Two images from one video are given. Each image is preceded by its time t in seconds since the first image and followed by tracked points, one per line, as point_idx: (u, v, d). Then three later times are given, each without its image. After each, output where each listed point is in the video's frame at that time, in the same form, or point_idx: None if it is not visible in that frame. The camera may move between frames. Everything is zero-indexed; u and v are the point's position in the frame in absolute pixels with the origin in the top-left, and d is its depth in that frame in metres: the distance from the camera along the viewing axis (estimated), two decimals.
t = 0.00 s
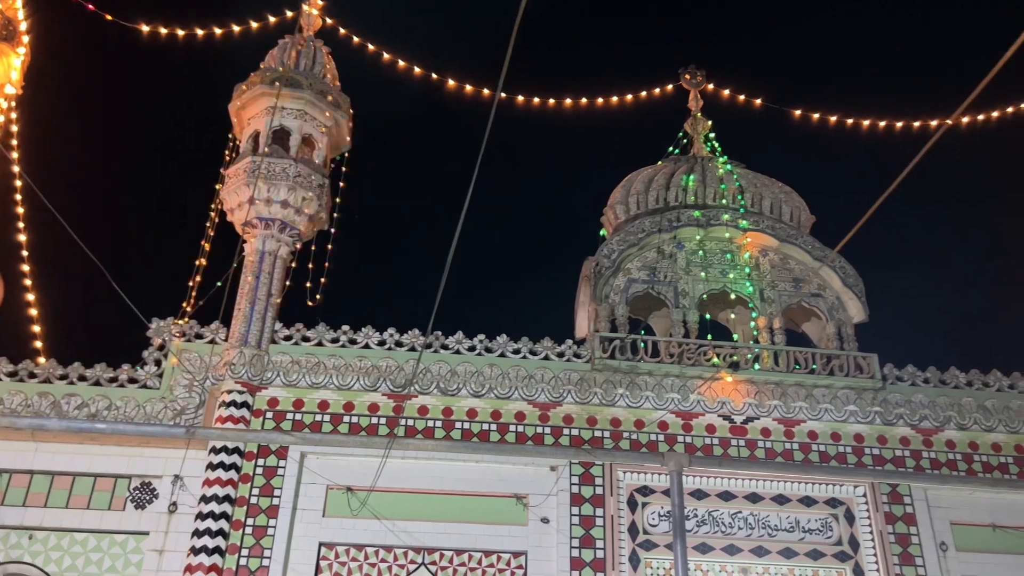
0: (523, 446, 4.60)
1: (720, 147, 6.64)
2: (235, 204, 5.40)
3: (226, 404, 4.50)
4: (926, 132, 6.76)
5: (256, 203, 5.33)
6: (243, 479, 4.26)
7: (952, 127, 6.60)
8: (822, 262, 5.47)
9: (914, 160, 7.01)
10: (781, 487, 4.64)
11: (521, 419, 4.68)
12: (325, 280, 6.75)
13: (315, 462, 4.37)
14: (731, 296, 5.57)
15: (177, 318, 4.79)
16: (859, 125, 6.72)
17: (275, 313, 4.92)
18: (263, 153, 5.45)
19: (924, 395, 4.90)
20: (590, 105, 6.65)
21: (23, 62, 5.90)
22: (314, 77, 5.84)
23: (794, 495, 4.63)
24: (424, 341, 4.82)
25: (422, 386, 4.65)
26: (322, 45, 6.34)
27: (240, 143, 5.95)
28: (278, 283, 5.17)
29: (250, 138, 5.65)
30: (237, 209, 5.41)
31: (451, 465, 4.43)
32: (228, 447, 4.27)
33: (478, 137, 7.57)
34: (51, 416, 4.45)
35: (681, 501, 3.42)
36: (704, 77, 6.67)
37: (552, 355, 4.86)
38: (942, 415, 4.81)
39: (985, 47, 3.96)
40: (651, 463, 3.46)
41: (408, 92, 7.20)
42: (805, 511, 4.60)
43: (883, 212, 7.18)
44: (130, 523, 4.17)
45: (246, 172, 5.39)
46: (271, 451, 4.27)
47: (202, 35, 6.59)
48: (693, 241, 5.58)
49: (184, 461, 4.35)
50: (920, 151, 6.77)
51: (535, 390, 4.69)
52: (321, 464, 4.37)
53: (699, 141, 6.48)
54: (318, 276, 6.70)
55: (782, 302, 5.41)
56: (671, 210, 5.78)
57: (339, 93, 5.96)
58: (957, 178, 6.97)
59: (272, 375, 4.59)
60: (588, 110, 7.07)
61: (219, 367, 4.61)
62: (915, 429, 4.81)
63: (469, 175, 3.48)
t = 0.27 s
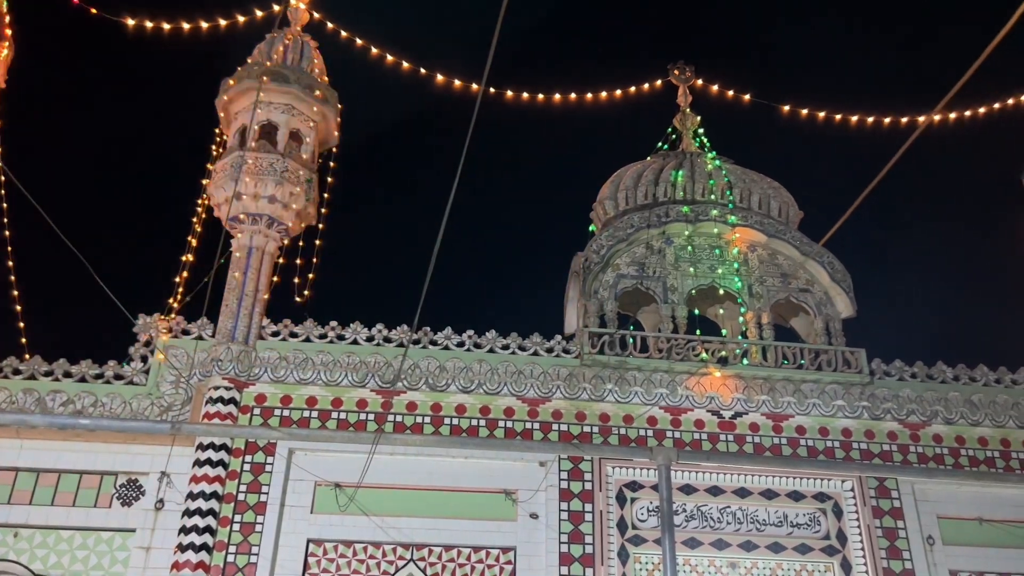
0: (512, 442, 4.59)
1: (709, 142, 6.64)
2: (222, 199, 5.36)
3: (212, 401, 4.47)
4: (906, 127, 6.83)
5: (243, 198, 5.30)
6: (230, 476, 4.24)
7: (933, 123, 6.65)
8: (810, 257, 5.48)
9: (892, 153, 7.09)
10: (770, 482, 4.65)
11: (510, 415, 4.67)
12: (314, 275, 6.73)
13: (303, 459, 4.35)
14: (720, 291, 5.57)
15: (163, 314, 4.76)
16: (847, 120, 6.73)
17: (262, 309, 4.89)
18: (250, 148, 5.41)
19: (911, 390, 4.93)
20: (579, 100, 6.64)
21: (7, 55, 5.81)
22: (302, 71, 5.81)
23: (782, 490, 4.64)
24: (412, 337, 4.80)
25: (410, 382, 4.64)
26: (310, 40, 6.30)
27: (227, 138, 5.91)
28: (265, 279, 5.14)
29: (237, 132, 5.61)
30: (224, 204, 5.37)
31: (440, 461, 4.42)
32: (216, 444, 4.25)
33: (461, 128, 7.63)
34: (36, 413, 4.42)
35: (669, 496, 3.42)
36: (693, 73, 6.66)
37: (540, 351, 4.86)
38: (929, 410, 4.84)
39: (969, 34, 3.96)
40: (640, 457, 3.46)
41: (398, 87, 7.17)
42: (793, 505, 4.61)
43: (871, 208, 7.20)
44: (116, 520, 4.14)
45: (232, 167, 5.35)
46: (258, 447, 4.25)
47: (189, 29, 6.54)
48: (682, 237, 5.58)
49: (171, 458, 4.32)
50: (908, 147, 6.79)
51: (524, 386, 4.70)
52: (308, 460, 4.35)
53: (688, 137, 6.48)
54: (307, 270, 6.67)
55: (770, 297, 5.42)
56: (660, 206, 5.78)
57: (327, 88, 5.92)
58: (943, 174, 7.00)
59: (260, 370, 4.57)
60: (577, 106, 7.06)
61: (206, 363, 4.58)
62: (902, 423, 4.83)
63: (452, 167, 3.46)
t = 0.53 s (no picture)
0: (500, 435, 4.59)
1: (699, 135, 6.63)
2: (208, 191, 5.31)
3: (199, 394, 4.45)
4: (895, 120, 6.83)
5: (229, 190, 5.25)
6: (217, 469, 4.21)
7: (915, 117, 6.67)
8: (798, 251, 5.49)
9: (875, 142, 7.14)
10: (758, 474, 4.65)
11: (499, 408, 4.67)
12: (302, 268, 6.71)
13: (290, 452, 4.32)
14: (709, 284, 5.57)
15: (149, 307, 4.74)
16: (836, 113, 6.73)
17: (249, 301, 4.87)
18: (236, 139, 5.37)
19: (900, 382, 4.93)
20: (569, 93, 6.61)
21: None
22: (290, 62, 5.76)
23: (770, 482, 4.64)
24: (401, 330, 4.77)
25: (398, 375, 4.60)
26: (298, 31, 6.25)
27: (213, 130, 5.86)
28: (253, 271, 5.11)
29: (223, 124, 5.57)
30: (210, 196, 5.33)
31: (428, 454, 4.40)
32: (202, 437, 4.22)
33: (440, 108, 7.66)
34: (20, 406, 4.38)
35: (655, 487, 3.41)
36: (682, 66, 6.64)
37: (529, 344, 4.83)
38: (918, 402, 4.85)
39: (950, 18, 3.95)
40: (625, 448, 3.45)
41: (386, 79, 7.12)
42: (782, 498, 4.62)
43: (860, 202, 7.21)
44: (101, 514, 4.11)
45: (218, 159, 5.30)
46: (245, 440, 4.22)
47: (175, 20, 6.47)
48: (671, 230, 5.57)
49: (158, 451, 4.29)
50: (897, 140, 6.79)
51: (514, 378, 4.66)
52: (295, 453, 4.32)
53: (678, 129, 6.46)
54: (294, 262, 6.62)
55: (759, 290, 5.42)
56: (649, 198, 5.76)
57: (314, 80, 5.88)
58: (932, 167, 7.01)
59: (246, 364, 4.49)
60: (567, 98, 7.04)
61: (192, 356, 4.53)
62: (891, 416, 4.84)
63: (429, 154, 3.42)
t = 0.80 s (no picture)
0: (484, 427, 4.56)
1: (685, 129, 6.62)
2: (190, 180, 5.25)
3: (180, 385, 4.40)
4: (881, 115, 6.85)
5: (211, 180, 5.19)
6: (197, 462, 4.17)
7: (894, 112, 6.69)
8: (784, 244, 5.48)
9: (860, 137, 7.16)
10: (742, 467, 4.65)
11: (483, 400, 4.64)
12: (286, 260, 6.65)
13: (272, 444, 4.29)
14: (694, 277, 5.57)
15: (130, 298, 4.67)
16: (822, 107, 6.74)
17: (231, 292, 4.82)
18: (219, 129, 5.31)
19: (883, 375, 4.95)
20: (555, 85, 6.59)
21: None
22: (274, 52, 5.70)
23: (754, 476, 4.65)
24: (385, 323, 4.74)
25: (382, 367, 4.59)
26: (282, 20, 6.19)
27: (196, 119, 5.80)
28: (235, 263, 5.06)
29: (206, 113, 5.51)
30: (192, 185, 5.27)
31: (412, 447, 4.37)
32: (183, 429, 4.18)
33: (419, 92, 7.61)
34: None
35: (637, 478, 3.40)
36: (669, 59, 6.62)
37: (514, 336, 4.81)
38: (901, 396, 4.86)
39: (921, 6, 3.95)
40: (608, 439, 3.43)
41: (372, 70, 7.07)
42: (765, 491, 4.63)
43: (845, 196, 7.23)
44: (79, 506, 4.06)
45: (201, 148, 5.24)
46: (227, 432, 4.19)
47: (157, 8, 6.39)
48: (656, 223, 5.57)
49: (138, 444, 4.25)
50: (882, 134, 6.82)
51: (497, 370, 4.66)
52: (277, 446, 4.29)
53: (664, 122, 6.45)
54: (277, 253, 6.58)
55: (744, 284, 5.42)
56: (635, 191, 5.75)
57: (299, 69, 5.82)
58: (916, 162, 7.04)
59: (228, 356, 4.49)
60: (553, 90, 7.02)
61: (173, 348, 4.50)
62: (874, 409, 4.86)
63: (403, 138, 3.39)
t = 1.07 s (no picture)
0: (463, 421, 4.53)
1: (667, 125, 6.62)
2: (167, 168, 5.17)
3: (154, 376, 4.34)
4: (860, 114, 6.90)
5: (188, 168, 5.12)
6: (171, 454, 4.12)
7: (872, 111, 6.74)
8: (763, 241, 5.49)
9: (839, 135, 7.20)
10: (718, 462, 4.67)
11: (462, 394, 4.62)
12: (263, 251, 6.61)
13: (248, 437, 4.24)
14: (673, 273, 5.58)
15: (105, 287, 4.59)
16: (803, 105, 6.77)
17: (207, 283, 4.76)
18: (197, 117, 5.25)
19: (859, 372, 4.98)
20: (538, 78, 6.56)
21: None
22: (253, 40, 5.64)
23: (730, 471, 4.67)
24: (364, 315, 4.71)
25: (359, 360, 4.55)
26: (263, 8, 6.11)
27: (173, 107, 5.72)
28: (212, 253, 4.99)
29: (184, 101, 5.43)
30: (169, 173, 5.19)
31: (390, 440, 4.35)
32: (157, 420, 4.13)
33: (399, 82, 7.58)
34: None
35: (613, 473, 3.39)
36: (652, 54, 6.61)
37: (494, 330, 4.80)
38: (876, 393, 4.90)
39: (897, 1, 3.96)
40: (585, 432, 3.41)
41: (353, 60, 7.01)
42: (742, 486, 4.64)
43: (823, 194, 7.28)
44: (50, 498, 3.99)
45: (179, 136, 5.17)
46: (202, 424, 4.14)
47: None
48: (637, 218, 5.57)
49: (111, 435, 4.18)
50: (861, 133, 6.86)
51: (476, 364, 4.63)
52: (253, 438, 4.25)
53: (646, 118, 6.45)
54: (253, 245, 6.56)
55: (723, 280, 5.44)
56: (616, 186, 5.74)
57: (279, 58, 5.76)
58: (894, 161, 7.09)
59: (203, 347, 4.44)
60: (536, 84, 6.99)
61: (148, 338, 4.45)
62: (850, 406, 4.89)
63: (378, 125, 3.35)
